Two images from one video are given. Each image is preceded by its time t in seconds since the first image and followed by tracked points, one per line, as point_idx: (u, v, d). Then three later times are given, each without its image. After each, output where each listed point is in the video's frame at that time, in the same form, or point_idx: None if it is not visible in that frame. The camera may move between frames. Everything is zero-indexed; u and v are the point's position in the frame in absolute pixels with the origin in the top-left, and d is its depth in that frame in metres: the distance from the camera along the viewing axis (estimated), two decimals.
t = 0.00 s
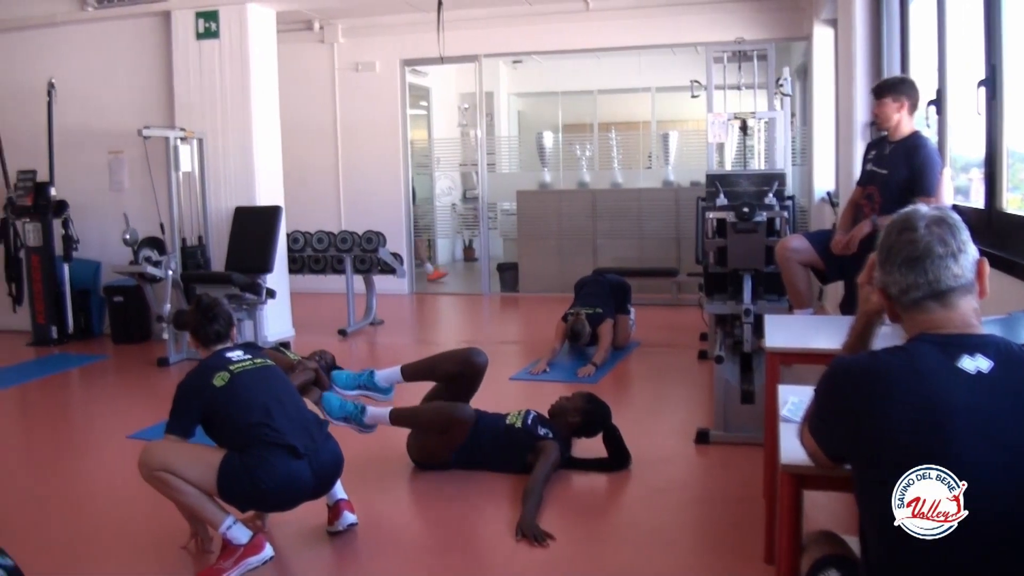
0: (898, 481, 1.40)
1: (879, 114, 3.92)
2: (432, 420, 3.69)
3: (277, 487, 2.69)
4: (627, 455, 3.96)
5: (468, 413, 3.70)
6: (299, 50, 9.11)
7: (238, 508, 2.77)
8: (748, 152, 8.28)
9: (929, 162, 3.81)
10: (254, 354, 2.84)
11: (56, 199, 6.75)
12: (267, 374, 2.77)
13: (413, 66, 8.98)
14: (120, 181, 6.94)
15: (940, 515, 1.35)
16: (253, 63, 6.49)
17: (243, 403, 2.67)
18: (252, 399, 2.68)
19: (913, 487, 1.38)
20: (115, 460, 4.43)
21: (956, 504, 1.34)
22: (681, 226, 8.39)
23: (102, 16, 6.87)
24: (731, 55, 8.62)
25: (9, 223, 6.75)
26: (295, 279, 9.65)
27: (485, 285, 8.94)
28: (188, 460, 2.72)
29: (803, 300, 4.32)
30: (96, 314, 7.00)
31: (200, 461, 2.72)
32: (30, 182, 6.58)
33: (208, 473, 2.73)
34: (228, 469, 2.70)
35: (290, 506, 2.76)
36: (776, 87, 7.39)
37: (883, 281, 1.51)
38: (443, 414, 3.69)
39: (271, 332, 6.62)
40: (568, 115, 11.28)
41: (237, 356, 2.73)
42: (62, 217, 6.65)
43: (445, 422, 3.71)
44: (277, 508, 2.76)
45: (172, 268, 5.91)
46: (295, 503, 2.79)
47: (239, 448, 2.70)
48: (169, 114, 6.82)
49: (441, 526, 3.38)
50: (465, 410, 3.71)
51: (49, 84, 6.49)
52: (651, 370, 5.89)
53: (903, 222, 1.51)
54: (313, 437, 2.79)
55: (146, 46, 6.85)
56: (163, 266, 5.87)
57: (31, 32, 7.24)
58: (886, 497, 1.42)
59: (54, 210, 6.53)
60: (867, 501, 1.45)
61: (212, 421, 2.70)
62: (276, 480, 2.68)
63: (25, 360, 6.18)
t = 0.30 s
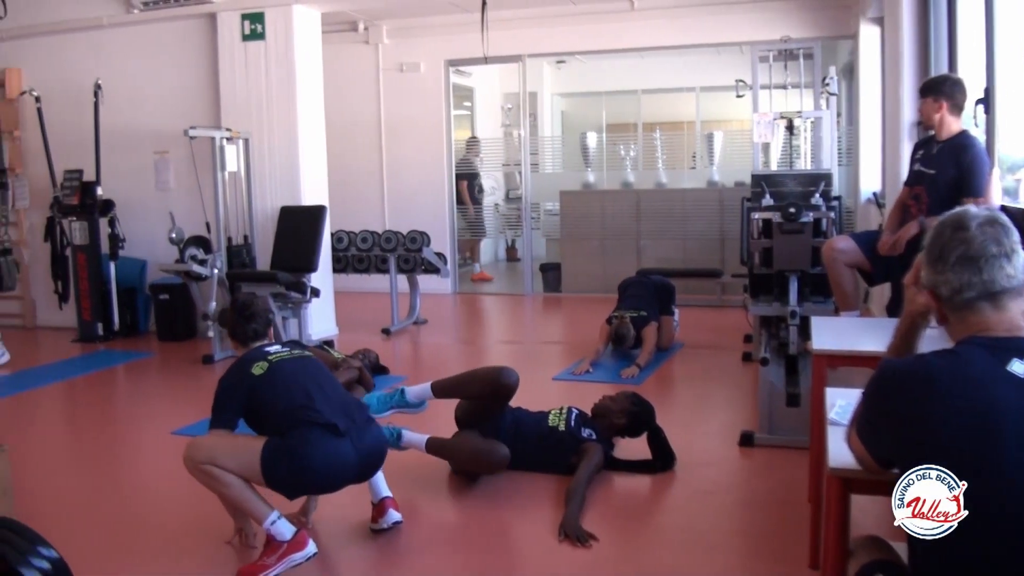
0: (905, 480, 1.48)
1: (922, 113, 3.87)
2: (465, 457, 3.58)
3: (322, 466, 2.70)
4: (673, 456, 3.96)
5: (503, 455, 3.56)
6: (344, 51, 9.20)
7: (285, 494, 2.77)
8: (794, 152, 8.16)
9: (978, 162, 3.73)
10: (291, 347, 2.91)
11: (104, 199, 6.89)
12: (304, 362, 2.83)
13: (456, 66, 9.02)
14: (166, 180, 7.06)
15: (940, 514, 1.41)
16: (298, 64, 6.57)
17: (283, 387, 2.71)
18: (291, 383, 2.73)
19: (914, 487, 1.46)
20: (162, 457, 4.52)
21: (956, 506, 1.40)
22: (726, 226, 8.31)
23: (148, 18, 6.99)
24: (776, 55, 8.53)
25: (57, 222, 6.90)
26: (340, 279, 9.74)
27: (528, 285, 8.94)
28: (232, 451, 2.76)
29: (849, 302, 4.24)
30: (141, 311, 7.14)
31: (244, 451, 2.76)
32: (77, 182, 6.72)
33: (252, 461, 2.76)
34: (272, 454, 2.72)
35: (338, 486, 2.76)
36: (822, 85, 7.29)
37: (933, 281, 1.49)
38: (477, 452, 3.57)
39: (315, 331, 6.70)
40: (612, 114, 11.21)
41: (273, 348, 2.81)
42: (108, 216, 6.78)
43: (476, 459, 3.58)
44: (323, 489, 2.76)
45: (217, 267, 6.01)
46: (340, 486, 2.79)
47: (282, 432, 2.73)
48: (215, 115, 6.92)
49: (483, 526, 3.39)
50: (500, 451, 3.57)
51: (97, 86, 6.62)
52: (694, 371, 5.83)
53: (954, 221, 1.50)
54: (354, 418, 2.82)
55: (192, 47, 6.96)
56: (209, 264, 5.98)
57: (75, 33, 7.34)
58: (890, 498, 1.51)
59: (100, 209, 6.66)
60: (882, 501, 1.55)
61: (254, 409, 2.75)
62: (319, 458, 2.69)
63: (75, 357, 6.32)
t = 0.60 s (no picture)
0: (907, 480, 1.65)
1: (978, 112, 3.78)
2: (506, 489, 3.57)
3: (381, 388, 2.63)
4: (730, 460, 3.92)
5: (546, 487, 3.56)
6: (397, 50, 9.27)
7: (352, 440, 2.66)
8: (849, 152, 8.01)
9: None
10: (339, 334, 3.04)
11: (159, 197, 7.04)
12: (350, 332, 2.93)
13: (508, 65, 9.03)
14: (221, 178, 7.21)
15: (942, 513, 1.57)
16: (351, 65, 6.66)
17: (332, 338, 2.80)
18: (340, 334, 2.82)
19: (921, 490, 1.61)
20: (214, 453, 4.62)
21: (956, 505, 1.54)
22: (779, 227, 8.18)
23: (204, 18, 7.10)
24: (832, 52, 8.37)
25: (112, 219, 7.05)
26: (391, 278, 9.83)
27: (578, 285, 8.91)
28: (302, 427, 2.73)
29: (905, 304, 4.14)
30: (195, 307, 7.28)
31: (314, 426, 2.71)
32: (131, 180, 6.87)
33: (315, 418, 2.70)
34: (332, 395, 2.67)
35: (401, 407, 2.66)
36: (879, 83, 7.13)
37: (1000, 278, 1.49)
38: (517, 484, 3.55)
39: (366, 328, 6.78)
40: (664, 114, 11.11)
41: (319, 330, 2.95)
42: (162, 213, 6.91)
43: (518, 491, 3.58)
44: (390, 418, 2.65)
45: (271, 265, 6.11)
46: (406, 413, 2.69)
47: (339, 379, 2.74)
48: (269, 114, 7.04)
49: (532, 526, 3.40)
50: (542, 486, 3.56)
51: (155, 85, 6.75)
52: (746, 373, 5.76)
53: None
54: (406, 350, 2.82)
55: (247, 47, 7.08)
56: (264, 262, 6.08)
57: (132, 33, 7.50)
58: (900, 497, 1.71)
59: (155, 206, 6.77)
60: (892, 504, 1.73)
61: (310, 370, 2.82)
62: (376, 379, 2.65)
63: (130, 352, 6.48)
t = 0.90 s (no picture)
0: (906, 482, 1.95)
1: None
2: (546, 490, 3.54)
3: (424, 314, 2.74)
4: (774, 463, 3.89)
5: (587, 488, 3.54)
6: (440, 49, 9.31)
7: (417, 378, 2.71)
8: (895, 152, 7.85)
9: None
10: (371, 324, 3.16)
11: (203, 193, 7.16)
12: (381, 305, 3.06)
13: (551, 64, 9.02)
14: (265, 176, 7.31)
15: (940, 513, 1.85)
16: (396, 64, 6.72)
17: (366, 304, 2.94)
18: (369, 302, 2.93)
19: (916, 491, 1.90)
20: (256, 448, 4.71)
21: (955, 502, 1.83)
22: (823, 227, 8.06)
23: (249, 18, 7.19)
24: (879, 51, 8.22)
25: (157, 215, 7.17)
26: (432, 275, 9.89)
27: (619, 285, 8.87)
28: (368, 399, 2.75)
29: (950, 307, 4.06)
30: (239, 303, 7.39)
31: (380, 395, 2.75)
32: (176, 176, 6.99)
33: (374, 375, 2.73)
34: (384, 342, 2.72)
35: (446, 328, 2.75)
36: (927, 82, 6.99)
37: None
38: (558, 485, 3.51)
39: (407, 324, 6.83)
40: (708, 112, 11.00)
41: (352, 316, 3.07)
42: (207, 210, 7.04)
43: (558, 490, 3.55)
44: (445, 344, 2.73)
45: (315, 262, 6.15)
46: (457, 337, 2.77)
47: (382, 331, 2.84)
48: (313, 112, 7.13)
49: (569, 525, 3.41)
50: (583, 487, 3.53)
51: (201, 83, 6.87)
52: (789, 375, 5.69)
53: None
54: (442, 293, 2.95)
55: (292, 46, 7.16)
56: (308, 258, 6.08)
57: (178, 32, 7.62)
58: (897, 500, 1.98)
59: (200, 203, 6.93)
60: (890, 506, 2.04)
61: (353, 341, 2.89)
62: (418, 311, 2.75)
63: (174, 346, 6.61)
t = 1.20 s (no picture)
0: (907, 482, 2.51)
1: None
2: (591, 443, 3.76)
3: (464, 281, 2.94)
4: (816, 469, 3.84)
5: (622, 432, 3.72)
6: (486, 46, 9.32)
7: (466, 343, 2.89)
8: (942, 154, 7.70)
9: None
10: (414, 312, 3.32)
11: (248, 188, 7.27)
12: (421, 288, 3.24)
13: (596, 63, 8.99)
14: (310, 172, 7.41)
15: (940, 510, 2.46)
16: (440, 61, 6.75)
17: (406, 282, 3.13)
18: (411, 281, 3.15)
19: (920, 494, 2.47)
20: (296, 441, 4.79)
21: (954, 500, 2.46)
22: (869, 229, 7.93)
23: (294, 15, 7.29)
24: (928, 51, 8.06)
25: (202, 209, 7.30)
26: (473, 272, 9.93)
27: (662, 285, 8.81)
28: (436, 391, 2.94)
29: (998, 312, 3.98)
30: (282, 297, 7.50)
31: (445, 384, 2.94)
32: (222, 171, 7.07)
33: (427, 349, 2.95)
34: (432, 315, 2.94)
35: (486, 291, 2.94)
36: (977, 83, 6.84)
37: None
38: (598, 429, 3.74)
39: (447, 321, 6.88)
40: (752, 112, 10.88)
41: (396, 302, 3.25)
42: (252, 205, 7.16)
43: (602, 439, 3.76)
44: (488, 307, 2.91)
45: (359, 257, 6.17)
46: (500, 298, 2.95)
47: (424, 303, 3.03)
48: (358, 108, 7.21)
49: (603, 527, 3.42)
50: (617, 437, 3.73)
51: (248, 79, 6.97)
52: (833, 379, 5.60)
53: None
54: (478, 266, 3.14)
55: (338, 43, 7.24)
56: (351, 254, 6.08)
57: (225, 29, 7.73)
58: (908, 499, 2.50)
59: (245, 198, 7.04)
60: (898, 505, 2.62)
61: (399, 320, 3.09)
62: (459, 279, 2.95)
63: (218, 338, 6.74)
